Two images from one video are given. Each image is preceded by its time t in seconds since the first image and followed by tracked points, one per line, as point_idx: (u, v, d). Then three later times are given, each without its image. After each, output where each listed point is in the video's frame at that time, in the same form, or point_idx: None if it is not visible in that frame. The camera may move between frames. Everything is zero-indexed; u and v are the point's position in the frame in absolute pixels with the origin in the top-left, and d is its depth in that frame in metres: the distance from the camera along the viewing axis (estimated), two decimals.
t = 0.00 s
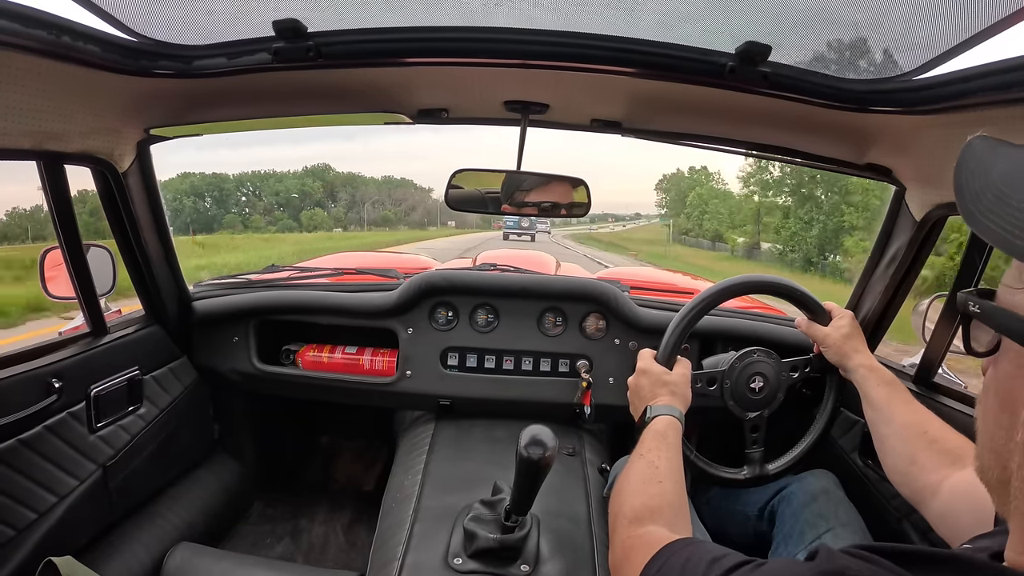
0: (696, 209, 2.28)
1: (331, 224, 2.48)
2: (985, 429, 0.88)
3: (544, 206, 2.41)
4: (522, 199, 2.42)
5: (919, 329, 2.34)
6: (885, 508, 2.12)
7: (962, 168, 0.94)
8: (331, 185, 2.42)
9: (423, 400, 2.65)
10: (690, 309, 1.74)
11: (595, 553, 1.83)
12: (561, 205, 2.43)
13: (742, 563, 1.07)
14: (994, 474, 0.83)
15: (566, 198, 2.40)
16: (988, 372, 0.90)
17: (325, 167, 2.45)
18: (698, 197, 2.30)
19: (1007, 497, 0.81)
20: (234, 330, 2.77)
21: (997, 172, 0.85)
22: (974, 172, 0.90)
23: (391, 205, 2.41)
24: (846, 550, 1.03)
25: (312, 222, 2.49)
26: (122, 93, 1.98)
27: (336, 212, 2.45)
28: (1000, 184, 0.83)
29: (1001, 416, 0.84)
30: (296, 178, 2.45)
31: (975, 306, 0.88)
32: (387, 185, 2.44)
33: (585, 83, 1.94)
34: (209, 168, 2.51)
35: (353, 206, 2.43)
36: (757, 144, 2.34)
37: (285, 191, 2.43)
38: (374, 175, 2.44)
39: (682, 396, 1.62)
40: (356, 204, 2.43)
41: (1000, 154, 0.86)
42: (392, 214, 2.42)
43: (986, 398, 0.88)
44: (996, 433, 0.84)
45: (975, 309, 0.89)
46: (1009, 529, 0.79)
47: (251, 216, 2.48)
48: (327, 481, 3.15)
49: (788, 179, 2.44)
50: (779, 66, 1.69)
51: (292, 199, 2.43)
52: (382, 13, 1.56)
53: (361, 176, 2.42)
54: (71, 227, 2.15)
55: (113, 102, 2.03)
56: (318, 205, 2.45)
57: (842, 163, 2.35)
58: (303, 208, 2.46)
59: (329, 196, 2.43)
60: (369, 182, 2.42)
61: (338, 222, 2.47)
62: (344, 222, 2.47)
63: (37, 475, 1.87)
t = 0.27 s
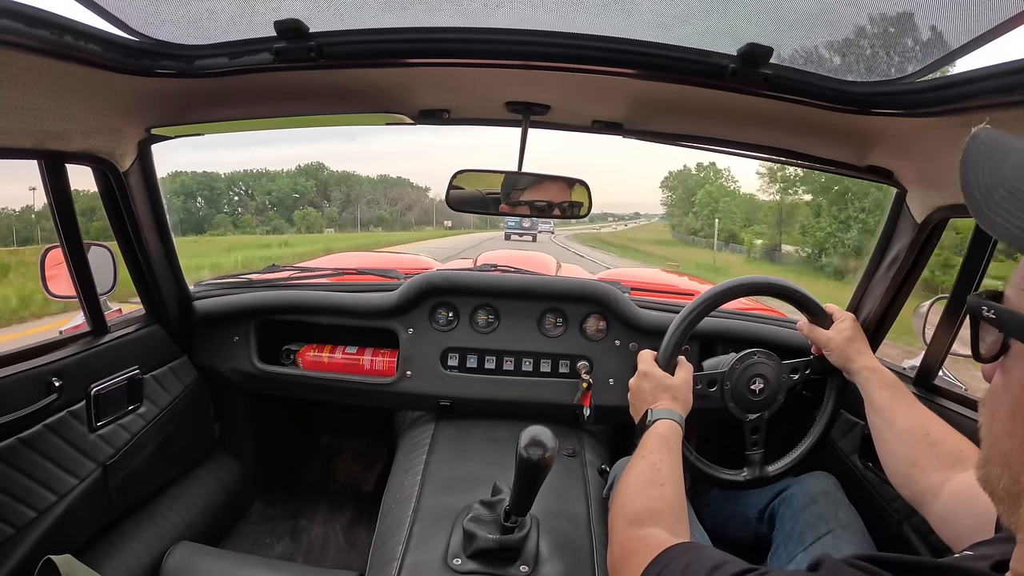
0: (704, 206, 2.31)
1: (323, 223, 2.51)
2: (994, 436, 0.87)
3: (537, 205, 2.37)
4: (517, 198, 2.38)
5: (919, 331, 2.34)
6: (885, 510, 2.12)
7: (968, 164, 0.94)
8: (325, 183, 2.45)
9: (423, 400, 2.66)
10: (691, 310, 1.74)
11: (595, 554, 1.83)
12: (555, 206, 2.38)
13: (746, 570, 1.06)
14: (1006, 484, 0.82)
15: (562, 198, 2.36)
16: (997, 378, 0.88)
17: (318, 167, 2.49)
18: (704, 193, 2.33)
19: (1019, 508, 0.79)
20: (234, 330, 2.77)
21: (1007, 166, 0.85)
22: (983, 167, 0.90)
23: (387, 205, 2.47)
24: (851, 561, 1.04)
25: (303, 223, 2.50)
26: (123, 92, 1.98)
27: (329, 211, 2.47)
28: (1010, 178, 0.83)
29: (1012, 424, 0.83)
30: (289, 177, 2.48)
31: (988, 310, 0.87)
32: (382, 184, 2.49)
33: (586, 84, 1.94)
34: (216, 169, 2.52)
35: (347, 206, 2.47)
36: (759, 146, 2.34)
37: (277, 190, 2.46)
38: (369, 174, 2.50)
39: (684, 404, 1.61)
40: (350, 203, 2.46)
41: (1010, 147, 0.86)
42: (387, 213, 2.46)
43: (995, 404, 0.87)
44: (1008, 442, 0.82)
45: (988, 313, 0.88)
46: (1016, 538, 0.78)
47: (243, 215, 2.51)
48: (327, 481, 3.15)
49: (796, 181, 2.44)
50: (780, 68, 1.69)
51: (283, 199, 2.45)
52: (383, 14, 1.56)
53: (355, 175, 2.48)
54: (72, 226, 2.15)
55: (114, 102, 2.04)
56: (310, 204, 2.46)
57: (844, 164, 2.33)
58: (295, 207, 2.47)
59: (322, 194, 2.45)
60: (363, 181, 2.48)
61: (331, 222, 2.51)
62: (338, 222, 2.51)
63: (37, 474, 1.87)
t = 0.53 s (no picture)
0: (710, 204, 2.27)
1: (316, 223, 2.46)
2: (1000, 438, 0.85)
3: (538, 204, 2.36)
4: (517, 198, 2.38)
5: (920, 331, 2.33)
6: (886, 511, 2.12)
7: (974, 160, 0.91)
8: (318, 182, 2.42)
9: (424, 401, 2.66)
10: (692, 310, 1.73)
11: (596, 554, 1.83)
12: (555, 205, 2.37)
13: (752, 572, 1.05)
14: (1015, 488, 0.80)
15: (562, 197, 2.36)
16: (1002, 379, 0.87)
17: (311, 166, 2.46)
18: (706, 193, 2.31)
19: None
20: (235, 330, 2.78)
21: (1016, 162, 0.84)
22: (992, 162, 0.87)
23: (382, 204, 2.40)
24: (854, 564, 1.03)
25: (295, 223, 2.46)
26: (124, 92, 1.98)
27: (323, 211, 2.43)
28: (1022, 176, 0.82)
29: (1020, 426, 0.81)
30: (281, 176, 2.45)
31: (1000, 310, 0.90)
32: (377, 182, 2.44)
33: (588, 84, 1.94)
34: (211, 168, 2.53)
35: (340, 205, 2.42)
36: (760, 146, 2.34)
37: (268, 190, 2.43)
38: (362, 172, 2.48)
39: (685, 401, 1.62)
40: (344, 203, 2.42)
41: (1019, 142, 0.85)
42: (381, 213, 2.40)
43: (1000, 406, 0.85)
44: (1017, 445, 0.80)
45: (999, 313, 0.91)
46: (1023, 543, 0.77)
47: (231, 215, 2.49)
48: (328, 481, 3.15)
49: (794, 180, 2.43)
50: (782, 68, 1.69)
51: (275, 199, 2.42)
52: (385, 14, 1.56)
53: (348, 174, 2.44)
54: (74, 227, 2.15)
55: (116, 102, 2.04)
56: (303, 203, 2.42)
57: (845, 165, 2.34)
58: (287, 207, 2.43)
59: (313, 190, 2.42)
60: (358, 180, 2.43)
61: (324, 222, 2.45)
62: (331, 222, 2.45)
63: (38, 474, 1.87)
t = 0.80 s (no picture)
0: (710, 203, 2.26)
1: (307, 223, 2.47)
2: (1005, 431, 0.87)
3: (544, 204, 2.36)
4: (523, 198, 2.37)
5: (922, 331, 2.33)
6: (888, 512, 2.12)
7: (990, 161, 0.91)
8: (310, 181, 2.43)
9: (425, 401, 2.66)
10: (694, 311, 1.73)
11: (598, 555, 1.83)
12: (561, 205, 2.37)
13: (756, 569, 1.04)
14: (1016, 477, 0.82)
15: (567, 197, 2.36)
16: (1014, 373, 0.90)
17: (304, 164, 2.49)
18: (708, 190, 2.30)
19: None
20: (237, 331, 2.78)
21: None
22: (1008, 163, 0.87)
23: (376, 204, 2.43)
24: (857, 563, 1.02)
25: (287, 222, 2.49)
26: (126, 93, 1.98)
27: (314, 210, 2.43)
28: None
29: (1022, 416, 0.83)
30: (273, 175, 2.48)
31: (1003, 302, 0.99)
32: (371, 181, 2.45)
33: (589, 85, 1.94)
34: (212, 167, 2.53)
35: (333, 203, 2.43)
36: (762, 146, 2.34)
37: (260, 189, 2.46)
38: (355, 172, 2.49)
39: (687, 398, 1.62)
40: (336, 202, 2.42)
41: None
42: (376, 213, 2.44)
43: (1008, 398, 0.87)
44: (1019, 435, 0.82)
45: (1002, 306, 1.00)
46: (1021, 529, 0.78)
47: (221, 215, 2.52)
48: (330, 482, 3.15)
49: (791, 181, 2.44)
50: (783, 68, 1.69)
51: (266, 199, 2.45)
52: (386, 15, 1.56)
53: (342, 173, 2.46)
54: (75, 228, 2.16)
55: (117, 103, 2.04)
56: (294, 202, 2.44)
57: (846, 165, 2.33)
58: (279, 207, 2.46)
59: (306, 189, 2.43)
60: (352, 178, 2.45)
61: (316, 222, 2.47)
62: (323, 222, 2.47)
63: (40, 475, 1.88)
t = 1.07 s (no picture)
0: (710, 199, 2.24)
1: (298, 222, 2.43)
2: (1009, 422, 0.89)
3: (552, 204, 2.37)
4: (530, 198, 2.38)
5: (923, 332, 2.33)
6: (889, 513, 2.12)
7: (1005, 161, 0.91)
8: (302, 181, 2.41)
9: (427, 401, 2.66)
10: (695, 310, 1.73)
11: (599, 555, 1.83)
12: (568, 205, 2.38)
13: (761, 568, 1.03)
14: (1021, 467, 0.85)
15: (571, 197, 2.36)
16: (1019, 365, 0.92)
17: (295, 163, 2.48)
18: (711, 188, 2.28)
19: None
20: (239, 331, 2.78)
21: None
22: None
23: (369, 203, 2.37)
24: (861, 560, 1.02)
25: (277, 222, 2.45)
26: (128, 94, 1.99)
27: (306, 209, 2.39)
28: None
29: None
30: (269, 173, 2.46)
31: (1007, 295, 1.57)
32: (366, 181, 2.41)
33: (591, 85, 1.94)
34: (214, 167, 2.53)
35: (325, 204, 2.39)
36: (765, 146, 2.34)
37: (250, 187, 2.45)
38: (346, 171, 2.49)
39: (690, 395, 1.61)
40: (328, 202, 2.39)
41: None
42: (369, 212, 2.38)
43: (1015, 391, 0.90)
44: None
45: (1006, 297, 1.58)
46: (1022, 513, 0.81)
47: (210, 215, 2.53)
48: (331, 482, 3.15)
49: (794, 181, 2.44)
50: (784, 68, 1.69)
51: (256, 198, 2.42)
52: (387, 15, 1.56)
53: (335, 172, 2.45)
54: (77, 228, 2.16)
55: (119, 103, 2.04)
56: (286, 202, 2.40)
57: (849, 165, 2.33)
58: (269, 207, 2.43)
59: (298, 189, 2.40)
60: (345, 178, 2.42)
61: (307, 222, 2.42)
62: (314, 221, 2.42)
63: (41, 475, 1.88)
